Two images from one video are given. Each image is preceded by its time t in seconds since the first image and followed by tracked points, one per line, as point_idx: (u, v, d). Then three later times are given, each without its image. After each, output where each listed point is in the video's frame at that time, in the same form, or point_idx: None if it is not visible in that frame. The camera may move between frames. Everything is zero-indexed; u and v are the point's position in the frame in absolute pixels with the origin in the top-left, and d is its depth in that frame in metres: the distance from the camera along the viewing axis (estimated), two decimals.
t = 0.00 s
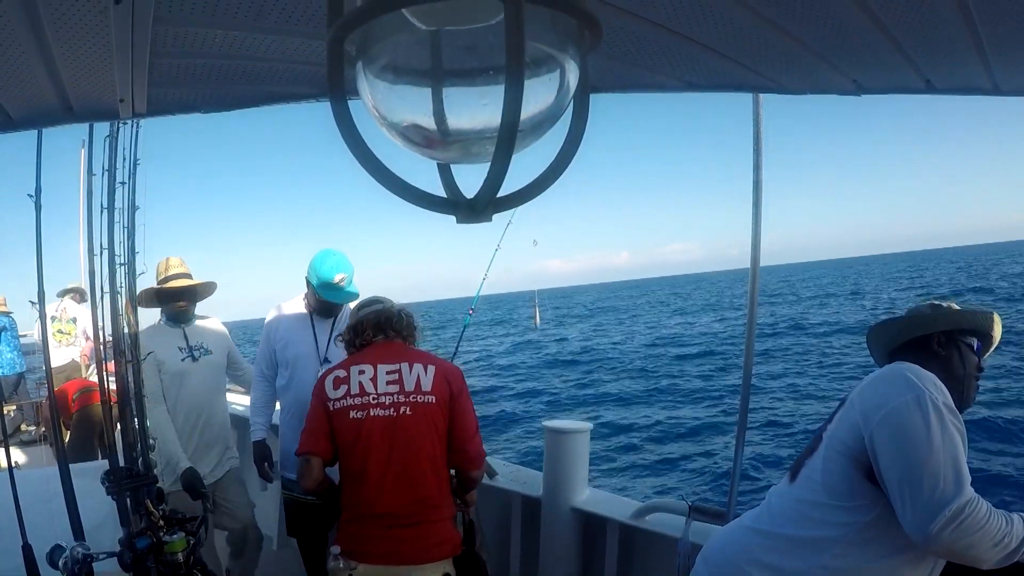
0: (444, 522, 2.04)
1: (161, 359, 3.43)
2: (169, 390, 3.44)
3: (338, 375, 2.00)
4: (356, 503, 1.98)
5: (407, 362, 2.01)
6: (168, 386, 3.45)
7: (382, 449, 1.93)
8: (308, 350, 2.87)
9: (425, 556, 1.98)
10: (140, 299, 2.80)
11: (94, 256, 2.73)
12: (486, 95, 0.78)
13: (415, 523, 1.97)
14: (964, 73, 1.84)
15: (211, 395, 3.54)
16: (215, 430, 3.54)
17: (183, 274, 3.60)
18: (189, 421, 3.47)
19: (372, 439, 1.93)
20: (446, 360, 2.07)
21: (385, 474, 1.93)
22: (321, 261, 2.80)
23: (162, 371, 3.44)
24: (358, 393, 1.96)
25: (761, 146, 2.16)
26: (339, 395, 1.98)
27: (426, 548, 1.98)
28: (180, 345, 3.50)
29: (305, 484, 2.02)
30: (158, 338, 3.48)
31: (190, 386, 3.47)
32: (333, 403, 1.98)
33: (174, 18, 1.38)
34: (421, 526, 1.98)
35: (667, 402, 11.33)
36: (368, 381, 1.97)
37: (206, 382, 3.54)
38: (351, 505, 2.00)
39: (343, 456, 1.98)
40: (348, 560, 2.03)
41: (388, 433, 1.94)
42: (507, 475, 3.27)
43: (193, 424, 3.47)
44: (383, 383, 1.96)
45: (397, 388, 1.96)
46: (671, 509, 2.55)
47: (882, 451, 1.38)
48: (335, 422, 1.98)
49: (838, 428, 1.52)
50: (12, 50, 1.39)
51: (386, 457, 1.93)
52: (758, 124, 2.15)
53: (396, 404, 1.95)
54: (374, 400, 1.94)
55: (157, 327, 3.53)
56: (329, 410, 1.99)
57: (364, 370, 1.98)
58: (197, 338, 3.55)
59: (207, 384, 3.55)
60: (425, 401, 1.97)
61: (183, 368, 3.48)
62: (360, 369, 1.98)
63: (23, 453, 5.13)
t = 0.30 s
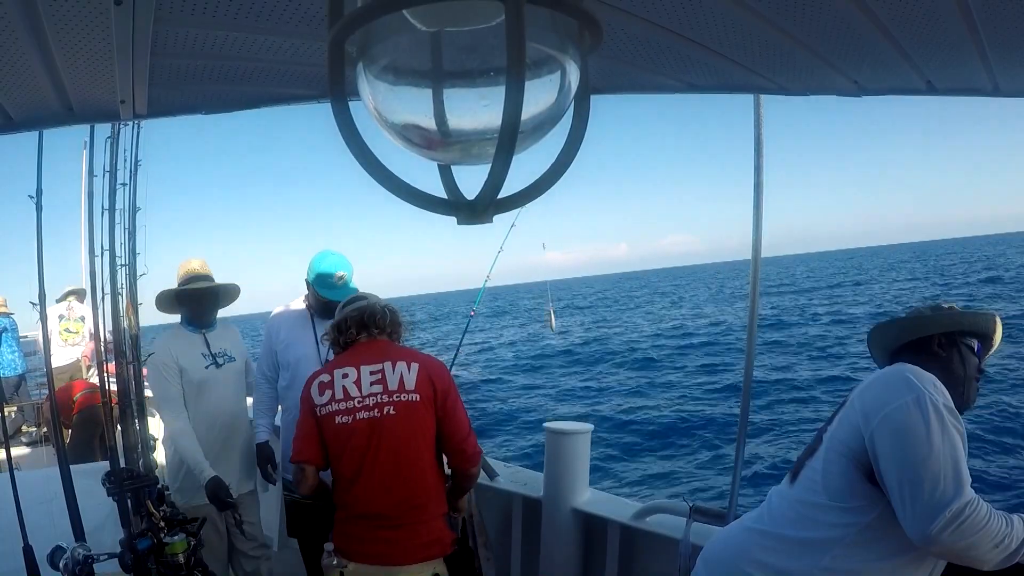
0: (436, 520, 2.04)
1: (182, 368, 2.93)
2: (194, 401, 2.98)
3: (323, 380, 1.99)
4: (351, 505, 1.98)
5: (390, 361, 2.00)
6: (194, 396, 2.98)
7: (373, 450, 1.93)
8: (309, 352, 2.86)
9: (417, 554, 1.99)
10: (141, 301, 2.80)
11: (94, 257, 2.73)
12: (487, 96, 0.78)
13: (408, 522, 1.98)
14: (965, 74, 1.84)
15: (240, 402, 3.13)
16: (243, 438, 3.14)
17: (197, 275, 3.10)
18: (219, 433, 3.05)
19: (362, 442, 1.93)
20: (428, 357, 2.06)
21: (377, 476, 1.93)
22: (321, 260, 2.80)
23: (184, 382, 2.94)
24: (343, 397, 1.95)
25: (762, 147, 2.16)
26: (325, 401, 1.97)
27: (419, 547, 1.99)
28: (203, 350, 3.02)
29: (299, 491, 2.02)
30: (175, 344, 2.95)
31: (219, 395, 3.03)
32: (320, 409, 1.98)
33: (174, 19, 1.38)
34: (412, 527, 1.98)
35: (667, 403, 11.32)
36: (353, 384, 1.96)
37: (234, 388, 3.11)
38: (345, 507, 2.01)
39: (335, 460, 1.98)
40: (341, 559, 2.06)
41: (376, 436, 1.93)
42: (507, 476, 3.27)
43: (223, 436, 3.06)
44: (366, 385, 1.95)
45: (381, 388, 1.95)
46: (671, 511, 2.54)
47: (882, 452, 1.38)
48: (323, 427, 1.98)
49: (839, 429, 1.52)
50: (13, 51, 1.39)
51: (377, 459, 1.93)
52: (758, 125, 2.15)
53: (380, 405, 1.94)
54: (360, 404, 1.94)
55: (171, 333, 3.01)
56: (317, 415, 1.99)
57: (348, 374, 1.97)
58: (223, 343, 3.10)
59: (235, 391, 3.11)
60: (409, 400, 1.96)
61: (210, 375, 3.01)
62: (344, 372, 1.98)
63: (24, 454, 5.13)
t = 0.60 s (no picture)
0: (453, 511, 2.03)
1: (204, 372, 2.56)
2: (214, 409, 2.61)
3: (329, 381, 1.99)
4: (365, 502, 1.99)
5: (392, 356, 2.01)
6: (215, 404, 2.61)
7: (384, 446, 1.94)
8: (311, 352, 2.87)
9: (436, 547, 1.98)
10: (141, 301, 2.80)
11: (94, 256, 2.73)
12: (487, 96, 0.78)
13: (425, 516, 1.97)
14: (965, 74, 1.84)
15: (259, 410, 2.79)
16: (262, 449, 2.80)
17: (216, 275, 2.73)
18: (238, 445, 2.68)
19: (372, 439, 1.94)
20: (431, 348, 2.06)
21: (390, 473, 1.93)
22: (322, 258, 2.80)
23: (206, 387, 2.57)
24: (350, 396, 1.96)
25: (762, 146, 2.16)
26: (333, 402, 1.98)
27: (438, 542, 1.98)
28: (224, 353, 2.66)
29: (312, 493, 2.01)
30: (195, 344, 2.57)
31: (242, 402, 2.67)
32: (329, 410, 1.98)
33: (175, 19, 1.37)
34: (429, 518, 1.97)
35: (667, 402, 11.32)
36: (358, 383, 1.96)
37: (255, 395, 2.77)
38: (361, 506, 2.01)
39: (346, 458, 1.99)
40: (363, 559, 2.05)
41: (387, 432, 1.94)
42: (507, 475, 3.27)
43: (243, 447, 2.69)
44: (372, 381, 1.96)
45: (386, 383, 1.96)
46: (671, 510, 2.54)
47: (881, 451, 1.38)
48: (334, 427, 1.99)
49: (839, 428, 1.52)
50: (12, 51, 1.39)
51: (388, 455, 1.93)
52: (758, 124, 2.15)
53: (387, 399, 1.95)
54: (367, 401, 1.94)
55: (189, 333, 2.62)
56: (326, 417, 1.99)
57: (353, 373, 1.98)
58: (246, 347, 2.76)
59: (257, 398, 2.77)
60: (413, 391, 1.97)
61: (235, 380, 2.66)
62: (348, 372, 1.98)
63: (24, 453, 5.14)
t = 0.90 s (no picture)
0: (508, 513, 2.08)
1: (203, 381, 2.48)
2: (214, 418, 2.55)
3: (390, 379, 1.98)
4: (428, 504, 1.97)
5: (453, 360, 2.05)
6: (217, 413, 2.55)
7: (451, 449, 1.96)
8: (310, 351, 2.86)
9: (498, 547, 2.01)
10: (140, 301, 2.80)
11: (94, 256, 2.73)
12: (487, 95, 0.78)
13: (486, 517, 1.99)
14: (965, 73, 1.84)
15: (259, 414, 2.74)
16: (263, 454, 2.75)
17: (207, 277, 2.65)
18: (241, 451, 2.63)
19: (439, 441, 1.95)
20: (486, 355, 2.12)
21: (457, 473, 1.95)
22: (325, 260, 2.81)
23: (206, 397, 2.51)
24: (416, 396, 1.96)
25: (761, 146, 2.16)
26: (396, 400, 1.96)
27: (496, 543, 2.01)
28: (221, 358, 2.59)
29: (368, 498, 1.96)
30: (191, 353, 2.49)
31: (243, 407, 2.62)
32: (390, 409, 1.96)
33: (175, 18, 1.37)
34: (490, 519, 2.00)
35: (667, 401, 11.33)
36: (423, 382, 1.98)
37: (255, 399, 2.72)
38: (419, 508, 1.99)
39: (405, 459, 1.97)
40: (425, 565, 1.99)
41: (452, 435, 1.97)
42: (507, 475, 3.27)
43: (247, 453, 2.65)
44: (436, 383, 1.99)
45: (451, 386, 1.99)
46: (671, 509, 2.54)
47: (880, 449, 1.38)
48: (392, 427, 1.97)
49: (838, 427, 1.52)
50: (11, 50, 1.39)
51: (454, 457, 1.96)
52: (758, 123, 2.15)
53: (453, 402, 1.98)
54: (434, 402, 1.96)
55: (182, 341, 2.53)
56: (385, 416, 1.97)
57: (417, 372, 1.99)
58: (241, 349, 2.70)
59: (256, 402, 2.72)
60: (477, 396, 2.02)
61: (235, 386, 2.60)
62: (412, 371, 2.00)
63: (23, 452, 5.14)
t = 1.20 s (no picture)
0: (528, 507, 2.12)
1: (198, 387, 2.36)
2: (214, 424, 2.44)
3: (422, 372, 2.00)
4: (449, 496, 2.03)
5: (491, 356, 2.02)
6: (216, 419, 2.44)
7: (477, 447, 1.99)
8: (314, 350, 2.85)
9: (517, 542, 2.05)
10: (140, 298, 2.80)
11: (93, 253, 2.73)
12: (486, 92, 0.78)
13: (508, 513, 2.04)
14: (964, 70, 1.84)
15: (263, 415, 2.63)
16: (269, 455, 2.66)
17: (195, 274, 2.50)
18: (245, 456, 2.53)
19: (466, 439, 1.98)
20: (527, 350, 2.08)
21: (480, 469, 1.99)
22: (331, 263, 2.78)
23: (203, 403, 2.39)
24: (447, 392, 1.98)
25: (761, 142, 2.16)
26: (427, 394, 1.99)
27: (515, 537, 2.05)
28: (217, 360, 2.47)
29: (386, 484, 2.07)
30: (182, 357, 2.36)
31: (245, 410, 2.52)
32: (420, 402, 2.00)
33: (174, 15, 1.37)
34: (511, 515, 2.04)
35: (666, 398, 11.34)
36: (455, 379, 1.99)
37: (256, 399, 2.61)
38: (441, 501, 2.04)
39: (429, 452, 2.02)
40: (446, 557, 2.04)
41: (480, 434, 1.99)
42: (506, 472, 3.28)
43: (251, 457, 2.55)
44: (469, 381, 1.99)
45: (484, 386, 1.99)
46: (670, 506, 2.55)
47: (880, 447, 1.39)
48: (421, 420, 2.01)
49: (838, 424, 1.52)
50: (9, 46, 1.39)
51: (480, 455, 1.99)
52: (757, 120, 2.15)
53: (485, 404, 1.99)
54: (464, 401, 1.98)
55: (172, 345, 2.39)
56: (415, 408, 2.01)
57: (450, 367, 1.99)
58: (237, 347, 2.58)
59: (258, 403, 2.60)
60: (511, 399, 2.01)
61: (233, 390, 2.49)
62: (446, 365, 2.00)
63: (23, 449, 5.14)
